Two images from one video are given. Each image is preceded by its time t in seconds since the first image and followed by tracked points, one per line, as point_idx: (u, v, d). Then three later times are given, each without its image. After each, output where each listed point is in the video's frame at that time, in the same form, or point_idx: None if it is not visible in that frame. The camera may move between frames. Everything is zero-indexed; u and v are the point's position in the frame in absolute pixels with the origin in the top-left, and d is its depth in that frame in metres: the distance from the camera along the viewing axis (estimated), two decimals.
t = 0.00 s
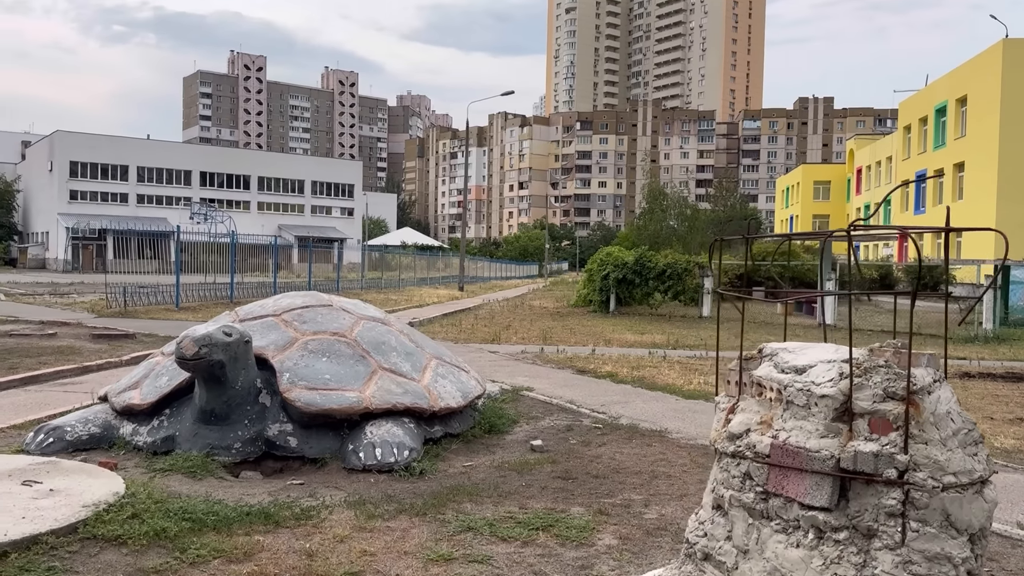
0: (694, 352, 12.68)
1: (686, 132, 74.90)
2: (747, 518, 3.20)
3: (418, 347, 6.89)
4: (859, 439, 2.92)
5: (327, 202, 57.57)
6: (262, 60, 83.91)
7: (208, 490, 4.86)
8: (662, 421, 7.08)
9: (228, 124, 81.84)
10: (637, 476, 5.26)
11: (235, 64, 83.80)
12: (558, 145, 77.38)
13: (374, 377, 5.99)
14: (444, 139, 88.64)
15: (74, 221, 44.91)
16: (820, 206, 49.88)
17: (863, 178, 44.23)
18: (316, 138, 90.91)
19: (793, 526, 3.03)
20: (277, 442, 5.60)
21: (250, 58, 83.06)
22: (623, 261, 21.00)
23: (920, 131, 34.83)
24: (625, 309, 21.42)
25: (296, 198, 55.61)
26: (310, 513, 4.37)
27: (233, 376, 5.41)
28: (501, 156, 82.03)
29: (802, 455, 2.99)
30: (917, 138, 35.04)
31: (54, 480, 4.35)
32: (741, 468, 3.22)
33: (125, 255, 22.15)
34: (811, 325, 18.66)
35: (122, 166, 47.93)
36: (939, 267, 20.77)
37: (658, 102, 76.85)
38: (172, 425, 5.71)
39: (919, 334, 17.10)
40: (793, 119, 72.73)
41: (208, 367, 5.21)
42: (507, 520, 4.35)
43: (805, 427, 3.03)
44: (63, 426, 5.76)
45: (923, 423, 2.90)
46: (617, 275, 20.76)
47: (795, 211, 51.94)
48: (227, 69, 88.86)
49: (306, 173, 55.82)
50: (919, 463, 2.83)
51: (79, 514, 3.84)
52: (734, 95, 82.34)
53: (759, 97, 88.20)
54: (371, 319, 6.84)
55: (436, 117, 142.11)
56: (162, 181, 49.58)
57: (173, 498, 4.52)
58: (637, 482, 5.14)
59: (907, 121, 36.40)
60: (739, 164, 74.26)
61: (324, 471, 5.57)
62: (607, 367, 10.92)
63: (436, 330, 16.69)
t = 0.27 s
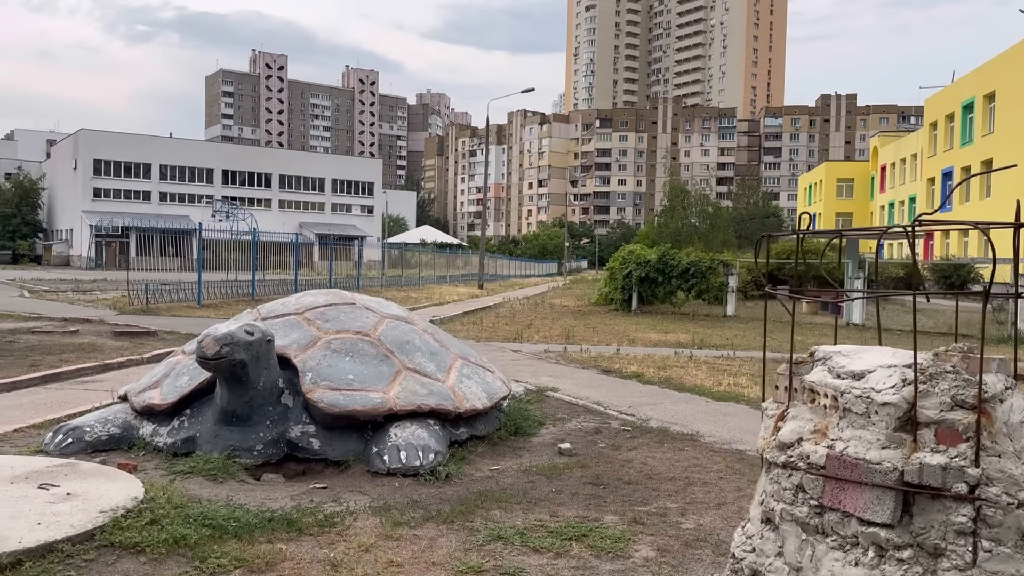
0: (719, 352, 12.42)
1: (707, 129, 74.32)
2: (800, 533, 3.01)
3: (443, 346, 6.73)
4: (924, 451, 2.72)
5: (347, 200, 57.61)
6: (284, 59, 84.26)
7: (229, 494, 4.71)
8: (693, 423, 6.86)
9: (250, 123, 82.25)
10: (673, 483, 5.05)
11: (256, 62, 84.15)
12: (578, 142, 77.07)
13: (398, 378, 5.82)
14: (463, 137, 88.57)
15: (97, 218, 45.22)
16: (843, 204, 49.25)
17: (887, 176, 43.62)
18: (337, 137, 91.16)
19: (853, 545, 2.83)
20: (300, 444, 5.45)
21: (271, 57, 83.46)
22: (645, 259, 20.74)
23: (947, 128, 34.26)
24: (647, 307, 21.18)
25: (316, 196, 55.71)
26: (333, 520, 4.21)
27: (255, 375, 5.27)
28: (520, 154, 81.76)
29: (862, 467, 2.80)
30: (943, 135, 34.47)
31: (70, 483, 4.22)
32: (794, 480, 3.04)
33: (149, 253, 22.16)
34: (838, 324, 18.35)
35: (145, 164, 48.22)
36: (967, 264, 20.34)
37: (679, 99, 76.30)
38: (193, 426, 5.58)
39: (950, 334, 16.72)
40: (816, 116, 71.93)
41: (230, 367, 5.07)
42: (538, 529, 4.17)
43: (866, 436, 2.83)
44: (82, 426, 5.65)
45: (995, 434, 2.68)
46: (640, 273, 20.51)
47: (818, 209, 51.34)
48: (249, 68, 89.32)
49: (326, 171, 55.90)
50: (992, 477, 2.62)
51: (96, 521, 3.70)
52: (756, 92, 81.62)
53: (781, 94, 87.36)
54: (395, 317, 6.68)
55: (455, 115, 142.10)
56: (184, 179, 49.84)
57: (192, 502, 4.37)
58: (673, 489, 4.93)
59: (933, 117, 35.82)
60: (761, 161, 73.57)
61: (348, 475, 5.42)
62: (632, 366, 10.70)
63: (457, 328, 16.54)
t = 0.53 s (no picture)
0: (745, 356, 12.20)
1: (730, 129, 73.75)
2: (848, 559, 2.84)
3: (467, 351, 6.58)
4: (986, 475, 2.54)
5: (369, 200, 57.71)
6: (306, 59, 84.67)
7: (249, 504, 4.60)
8: (722, 432, 6.68)
9: (273, 123, 82.74)
10: (704, 497, 4.87)
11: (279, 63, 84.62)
12: (600, 142, 76.77)
13: (421, 384, 5.69)
14: (484, 137, 88.56)
15: (122, 218, 45.60)
16: (868, 205, 48.59)
17: (913, 176, 43.02)
18: (358, 137, 91.45)
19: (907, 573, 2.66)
20: (321, 451, 5.33)
21: (294, 58, 83.89)
22: (669, 260, 20.50)
23: (976, 127, 33.69)
24: (670, 309, 20.95)
25: (338, 196, 55.86)
26: (356, 533, 4.07)
27: (276, 382, 5.15)
28: (541, 154, 81.59)
29: (917, 491, 2.63)
30: (971, 135, 33.89)
31: (88, 493, 4.13)
32: (843, 502, 2.88)
33: (173, 253, 22.24)
34: (866, 328, 18.06)
35: (169, 164, 48.57)
36: (999, 266, 19.91)
37: (701, 98, 75.78)
38: (213, 432, 5.49)
39: (982, 338, 16.36)
40: (840, 116, 71.15)
41: (249, 373, 4.96)
42: (567, 545, 4.00)
43: (923, 456, 2.65)
44: (101, 432, 5.57)
45: None
46: (663, 274, 20.27)
47: (843, 210, 50.72)
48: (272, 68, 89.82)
49: (348, 171, 56.05)
50: None
51: (112, 534, 3.60)
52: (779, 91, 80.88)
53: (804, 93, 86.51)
54: (417, 322, 6.55)
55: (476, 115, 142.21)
56: (207, 179, 50.15)
57: (210, 513, 4.25)
58: (704, 503, 4.76)
59: (961, 117, 35.24)
60: (784, 161, 72.87)
61: (370, 484, 5.29)
62: (657, 370, 10.52)
63: (479, 329, 16.44)
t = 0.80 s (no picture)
0: (774, 358, 11.92)
1: (755, 128, 73.06)
2: None
3: (490, 351, 6.43)
4: None
5: (392, 200, 57.78)
6: (331, 61, 85.13)
7: (267, 507, 4.48)
8: (754, 436, 6.46)
9: (297, 125, 83.21)
10: (737, 504, 4.67)
11: (304, 65, 85.06)
12: (623, 142, 76.39)
13: (443, 385, 5.52)
14: (507, 137, 88.46)
15: (149, 218, 46.01)
16: (896, 205, 47.79)
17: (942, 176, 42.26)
18: (382, 138, 91.74)
19: None
20: (340, 453, 5.19)
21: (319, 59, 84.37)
22: (695, 260, 20.18)
23: (1008, 126, 32.97)
24: (696, 310, 20.68)
25: (361, 196, 56.00)
26: (374, 539, 3.92)
27: (294, 382, 5.01)
28: (564, 154, 81.34)
29: (980, 504, 2.46)
30: (1004, 134, 33.16)
31: (100, 496, 4.01)
32: (895, 515, 2.70)
33: (199, 253, 22.26)
34: (897, 329, 17.69)
35: (196, 165, 48.96)
36: None
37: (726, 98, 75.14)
38: (230, 433, 5.36)
39: (1018, 341, 15.90)
40: (867, 115, 70.21)
41: (267, 373, 4.83)
42: (594, 555, 3.83)
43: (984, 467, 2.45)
44: (118, 432, 5.48)
45: None
46: (688, 274, 19.98)
47: (870, 210, 49.97)
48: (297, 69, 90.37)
49: (371, 172, 56.17)
50: None
51: (122, 538, 3.47)
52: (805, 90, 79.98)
53: (831, 93, 85.47)
54: (439, 320, 6.39)
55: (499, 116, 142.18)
56: (233, 180, 50.47)
57: (225, 517, 4.12)
58: (737, 511, 4.55)
59: (993, 115, 34.52)
60: (810, 161, 72.00)
61: (390, 488, 5.13)
62: (684, 372, 10.28)
63: (502, 330, 16.31)
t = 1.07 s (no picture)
0: (806, 361, 11.58)
1: (781, 128, 72.25)
2: None
3: (512, 353, 6.22)
4: None
5: (415, 201, 57.76)
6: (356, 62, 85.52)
7: (279, 516, 4.30)
8: (786, 443, 6.18)
9: (323, 126, 83.64)
10: (773, 516, 4.42)
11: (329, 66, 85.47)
12: (647, 142, 75.89)
13: (463, 389, 5.32)
14: (531, 138, 88.24)
15: (175, 219, 46.36)
16: (926, 205, 46.88)
17: (974, 175, 41.39)
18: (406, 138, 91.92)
19: None
20: (356, 459, 5.00)
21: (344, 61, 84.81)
22: (721, 260, 19.84)
23: None
24: (722, 311, 20.33)
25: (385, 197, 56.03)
26: (389, 552, 3.73)
27: (309, 384, 4.83)
28: (588, 154, 80.96)
29: None
30: None
31: (105, 503, 3.85)
32: (957, 539, 2.46)
33: (224, 254, 22.24)
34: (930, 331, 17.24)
35: (222, 166, 49.27)
36: None
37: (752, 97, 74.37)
38: (244, 437, 5.19)
39: None
40: (896, 114, 69.12)
41: (281, 375, 4.65)
42: (622, 571, 3.60)
43: None
44: (130, 435, 5.35)
45: None
46: (715, 275, 19.65)
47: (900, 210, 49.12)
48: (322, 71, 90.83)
49: (395, 172, 56.19)
50: None
51: (125, 549, 3.29)
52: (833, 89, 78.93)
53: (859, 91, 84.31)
54: (459, 321, 6.19)
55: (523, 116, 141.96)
56: (258, 180, 50.73)
57: (235, 527, 3.95)
58: (772, 524, 4.31)
59: None
60: (838, 161, 71.02)
61: (408, 495, 4.93)
62: (712, 375, 9.98)
63: (525, 331, 16.07)
